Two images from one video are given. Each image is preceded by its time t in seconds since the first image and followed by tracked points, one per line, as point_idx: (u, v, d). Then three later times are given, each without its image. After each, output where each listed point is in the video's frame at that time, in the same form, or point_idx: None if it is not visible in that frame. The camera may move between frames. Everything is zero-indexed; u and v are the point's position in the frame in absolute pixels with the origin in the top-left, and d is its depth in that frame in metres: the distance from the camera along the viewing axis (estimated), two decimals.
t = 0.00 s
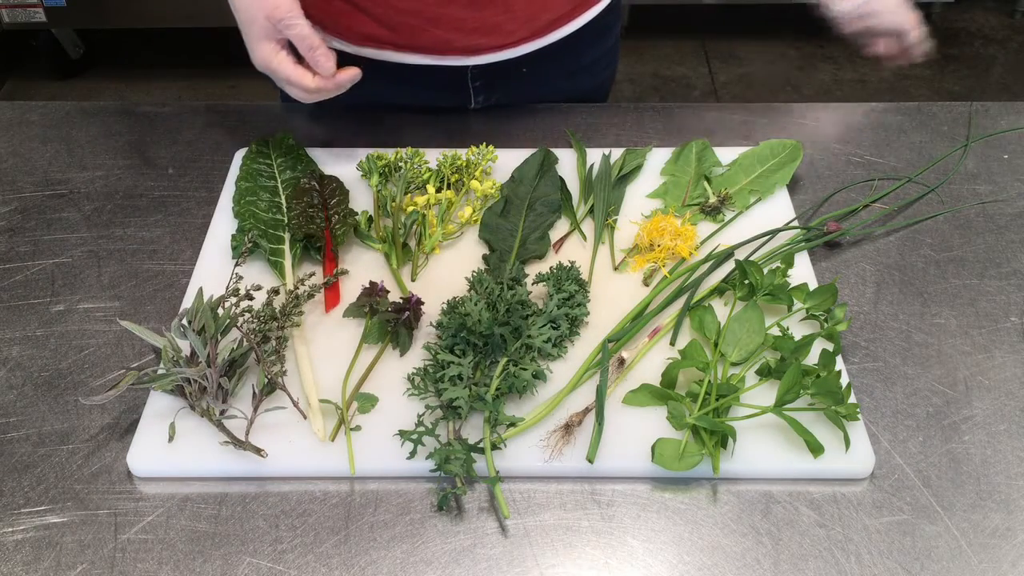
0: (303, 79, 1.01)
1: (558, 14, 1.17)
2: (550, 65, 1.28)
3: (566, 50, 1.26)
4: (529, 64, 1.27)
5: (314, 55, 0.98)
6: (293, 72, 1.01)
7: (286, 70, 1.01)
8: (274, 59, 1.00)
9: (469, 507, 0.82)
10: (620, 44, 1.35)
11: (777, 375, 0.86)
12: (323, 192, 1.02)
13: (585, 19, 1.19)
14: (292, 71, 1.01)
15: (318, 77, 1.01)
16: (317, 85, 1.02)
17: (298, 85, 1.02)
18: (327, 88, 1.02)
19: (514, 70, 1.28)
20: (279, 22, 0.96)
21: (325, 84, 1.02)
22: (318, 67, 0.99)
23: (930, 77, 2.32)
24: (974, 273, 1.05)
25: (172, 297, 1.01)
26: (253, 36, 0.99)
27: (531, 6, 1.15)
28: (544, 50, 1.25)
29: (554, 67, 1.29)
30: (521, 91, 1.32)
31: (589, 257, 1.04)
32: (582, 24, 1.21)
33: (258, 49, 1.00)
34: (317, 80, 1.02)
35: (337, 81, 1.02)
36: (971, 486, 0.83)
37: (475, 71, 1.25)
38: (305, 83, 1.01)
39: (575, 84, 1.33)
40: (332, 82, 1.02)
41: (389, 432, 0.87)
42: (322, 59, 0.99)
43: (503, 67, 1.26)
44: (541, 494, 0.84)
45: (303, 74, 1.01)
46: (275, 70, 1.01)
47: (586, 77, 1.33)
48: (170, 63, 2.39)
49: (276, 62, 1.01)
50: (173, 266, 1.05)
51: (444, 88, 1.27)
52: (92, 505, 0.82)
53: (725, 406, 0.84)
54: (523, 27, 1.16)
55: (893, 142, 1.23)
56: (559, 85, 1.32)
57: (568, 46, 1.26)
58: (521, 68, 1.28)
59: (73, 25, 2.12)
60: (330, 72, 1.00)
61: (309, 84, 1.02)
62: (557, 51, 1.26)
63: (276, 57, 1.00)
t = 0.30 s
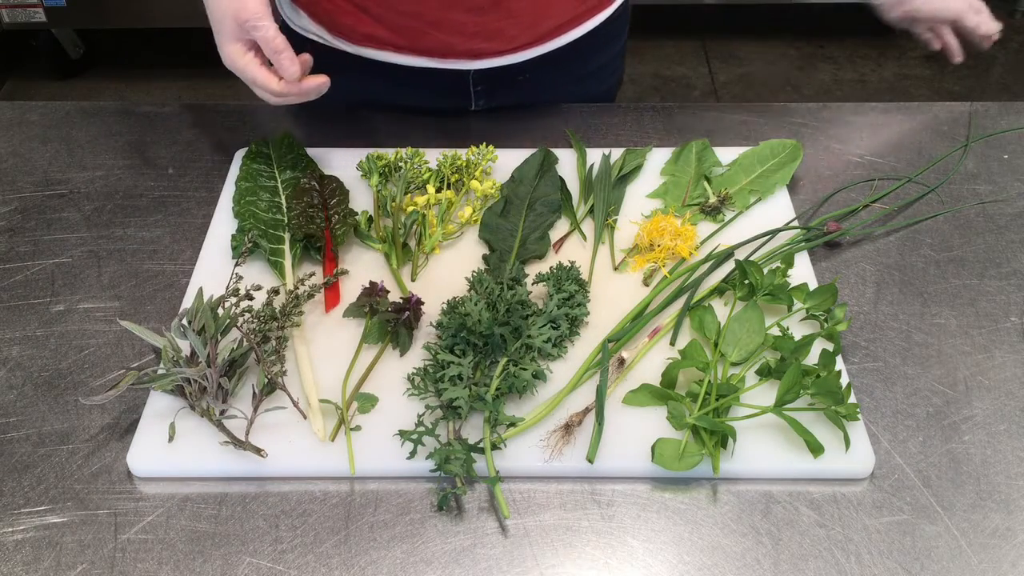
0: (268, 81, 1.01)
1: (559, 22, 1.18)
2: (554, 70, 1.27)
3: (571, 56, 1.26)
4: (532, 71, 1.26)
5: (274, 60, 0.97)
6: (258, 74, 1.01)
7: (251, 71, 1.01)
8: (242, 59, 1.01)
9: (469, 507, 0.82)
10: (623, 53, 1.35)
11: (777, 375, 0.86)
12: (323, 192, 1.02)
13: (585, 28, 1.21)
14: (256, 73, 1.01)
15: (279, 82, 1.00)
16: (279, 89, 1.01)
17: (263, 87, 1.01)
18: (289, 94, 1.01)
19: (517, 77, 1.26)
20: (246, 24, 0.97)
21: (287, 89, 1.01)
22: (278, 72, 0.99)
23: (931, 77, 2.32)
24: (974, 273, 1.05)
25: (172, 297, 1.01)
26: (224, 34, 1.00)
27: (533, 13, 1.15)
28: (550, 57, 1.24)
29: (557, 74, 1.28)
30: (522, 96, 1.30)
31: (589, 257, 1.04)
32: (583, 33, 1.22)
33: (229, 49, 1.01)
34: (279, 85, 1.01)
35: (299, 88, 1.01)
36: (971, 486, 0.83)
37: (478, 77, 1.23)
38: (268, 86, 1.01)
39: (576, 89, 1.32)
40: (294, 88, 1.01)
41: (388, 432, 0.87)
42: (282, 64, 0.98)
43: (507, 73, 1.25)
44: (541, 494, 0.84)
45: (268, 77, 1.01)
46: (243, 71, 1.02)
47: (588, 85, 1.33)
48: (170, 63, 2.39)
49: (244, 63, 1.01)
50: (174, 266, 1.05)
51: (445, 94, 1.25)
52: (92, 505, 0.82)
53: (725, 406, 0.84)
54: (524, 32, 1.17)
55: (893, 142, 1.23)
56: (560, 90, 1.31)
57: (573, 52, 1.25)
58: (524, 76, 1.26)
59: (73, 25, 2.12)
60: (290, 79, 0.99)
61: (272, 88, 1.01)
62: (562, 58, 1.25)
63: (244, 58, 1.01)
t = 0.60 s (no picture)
0: (275, 85, 1.02)
1: (561, 28, 1.18)
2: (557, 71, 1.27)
3: (573, 60, 1.25)
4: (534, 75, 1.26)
5: (280, 67, 0.98)
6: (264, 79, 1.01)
7: (257, 76, 1.01)
8: (248, 64, 1.00)
9: (469, 507, 0.82)
10: (627, 55, 1.35)
11: (777, 375, 0.86)
12: (323, 192, 1.02)
13: (587, 33, 1.21)
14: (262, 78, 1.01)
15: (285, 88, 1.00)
16: (285, 94, 1.02)
17: (269, 92, 1.02)
18: (295, 98, 1.02)
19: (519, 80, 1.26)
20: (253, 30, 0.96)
21: (294, 94, 1.02)
22: (285, 78, 0.99)
23: (930, 77, 2.32)
24: (974, 273, 1.05)
25: (172, 297, 1.01)
26: (229, 39, 0.99)
27: (536, 18, 1.15)
28: (551, 60, 1.23)
29: (560, 77, 1.28)
30: (523, 99, 1.30)
31: (589, 257, 1.04)
32: (586, 39, 1.22)
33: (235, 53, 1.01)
34: (284, 91, 1.01)
35: (305, 93, 1.02)
36: (971, 486, 0.83)
37: (478, 82, 1.23)
38: (275, 91, 1.01)
39: (577, 93, 1.32)
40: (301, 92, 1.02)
41: (388, 432, 0.87)
42: (288, 71, 0.98)
43: (509, 77, 1.25)
44: (541, 494, 0.84)
45: (273, 82, 1.01)
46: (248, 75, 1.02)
47: (590, 88, 1.32)
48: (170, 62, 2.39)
49: (249, 68, 1.01)
50: (174, 266, 1.05)
51: (446, 96, 1.25)
52: (92, 505, 0.82)
53: (725, 406, 0.84)
54: (526, 38, 1.17)
55: (893, 142, 1.23)
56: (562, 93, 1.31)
57: (575, 56, 1.25)
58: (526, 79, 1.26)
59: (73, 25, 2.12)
60: (296, 85, 1.00)
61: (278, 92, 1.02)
62: (564, 61, 1.25)
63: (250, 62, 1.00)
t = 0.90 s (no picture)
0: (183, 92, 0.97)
1: (559, 28, 1.18)
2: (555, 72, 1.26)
3: (572, 59, 1.25)
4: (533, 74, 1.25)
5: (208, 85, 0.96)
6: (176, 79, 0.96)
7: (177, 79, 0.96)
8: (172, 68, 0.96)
9: (469, 507, 0.82)
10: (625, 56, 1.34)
11: (777, 375, 0.86)
12: (323, 192, 1.02)
13: (584, 34, 1.21)
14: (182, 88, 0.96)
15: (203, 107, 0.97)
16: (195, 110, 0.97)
17: (182, 101, 0.96)
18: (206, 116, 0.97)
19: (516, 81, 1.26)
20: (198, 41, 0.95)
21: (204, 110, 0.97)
22: (207, 96, 0.96)
23: (930, 77, 2.32)
24: (974, 273, 1.05)
25: (172, 297, 1.01)
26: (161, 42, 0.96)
27: (533, 20, 1.15)
28: (550, 60, 1.24)
29: (558, 78, 1.28)
30: (523, 101, 1.29)
31: (589, 257, 1.04)
32: (583, 39, 1.22)
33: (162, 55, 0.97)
34: (197, 108, 0.97)
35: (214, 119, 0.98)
36: (971, 486, 0.83)
37: (477, 82, 1.23)
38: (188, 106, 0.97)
39: (577, 93, 1.32)
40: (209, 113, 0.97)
41: (389, 432, 0.87)
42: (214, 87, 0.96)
43: (508, 77, 1.24)
44: (541, 494, 0.84)
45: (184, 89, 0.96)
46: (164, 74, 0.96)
47: (590, 88, 1.32)
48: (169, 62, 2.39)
49: (170, 73, 0.96)
50: (173, 266, 1.05)
51: (445, 96, 1.24)
52: (92, 505, 0.82)
53: (725, 406, 0.84)
54: (524, 39, 1.17)
55: (893, 142, 1.23)
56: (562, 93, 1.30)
57: (573, 54, 1.25)
58: (524, 80, 1.26)
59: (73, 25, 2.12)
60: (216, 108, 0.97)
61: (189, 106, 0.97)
62: (563, 60, 1.24)
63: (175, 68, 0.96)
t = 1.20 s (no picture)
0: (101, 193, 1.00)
1: (558, 32, 1.21)
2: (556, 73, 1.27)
3: (571, 62, 1.26)
4: (533, 78, 1.26)
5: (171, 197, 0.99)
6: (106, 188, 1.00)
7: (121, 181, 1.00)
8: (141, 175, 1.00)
9: (469, 507, 0.82)
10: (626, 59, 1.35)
11: (777, 375, 0.86)
12: (323, 192, 1.02)
13: (584, 38, 1.24)
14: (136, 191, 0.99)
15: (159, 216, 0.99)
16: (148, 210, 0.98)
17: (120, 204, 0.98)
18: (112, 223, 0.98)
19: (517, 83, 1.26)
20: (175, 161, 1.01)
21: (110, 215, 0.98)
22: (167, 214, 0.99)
23: (930, 77, 2.32)
24: (974, 273, 1.05)
25: (172, 297, 1.02)
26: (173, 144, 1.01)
27: (533, 23, 1.17)
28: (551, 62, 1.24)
29: (558, 80, 1.28)
30: (522, 101, 1.30)
31: (589, 257, 1.04)
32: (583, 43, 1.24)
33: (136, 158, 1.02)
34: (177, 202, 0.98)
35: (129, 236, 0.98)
36: (971, 486, 0.83)
37: (477, 84, 1.24)
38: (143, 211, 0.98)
39: (577, 94, 1.32)
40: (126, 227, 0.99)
41: (389, 432, 0.87)
42: (167, 205, 0.99)
43: (508, 80, 1.24)
44: (540, 494, 0.84)
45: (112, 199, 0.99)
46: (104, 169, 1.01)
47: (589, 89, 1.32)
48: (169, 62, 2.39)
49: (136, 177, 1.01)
50: (173, 266, 1.05)
51: (445, 97, 1.25)
52: (92, 505, 0.82)
53: (725, 406, 0.84)
54: (523, 42, 1.20)
55: (893, 142, 1.23)
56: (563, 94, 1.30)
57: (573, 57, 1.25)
58: (525, 84, 1.26)
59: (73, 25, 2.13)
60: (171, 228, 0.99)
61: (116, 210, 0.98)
62: (563, 62, 1.25)
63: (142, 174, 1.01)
